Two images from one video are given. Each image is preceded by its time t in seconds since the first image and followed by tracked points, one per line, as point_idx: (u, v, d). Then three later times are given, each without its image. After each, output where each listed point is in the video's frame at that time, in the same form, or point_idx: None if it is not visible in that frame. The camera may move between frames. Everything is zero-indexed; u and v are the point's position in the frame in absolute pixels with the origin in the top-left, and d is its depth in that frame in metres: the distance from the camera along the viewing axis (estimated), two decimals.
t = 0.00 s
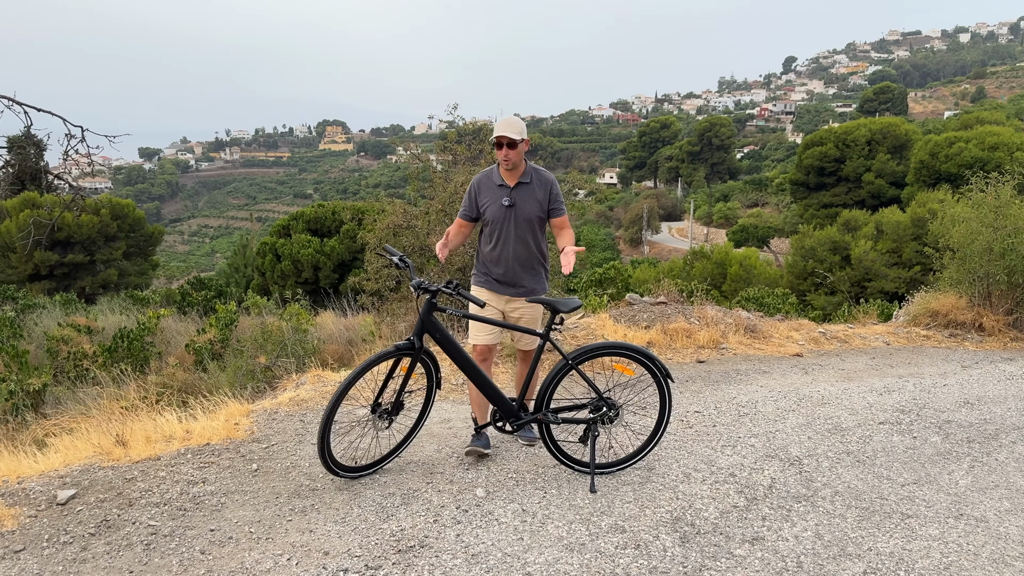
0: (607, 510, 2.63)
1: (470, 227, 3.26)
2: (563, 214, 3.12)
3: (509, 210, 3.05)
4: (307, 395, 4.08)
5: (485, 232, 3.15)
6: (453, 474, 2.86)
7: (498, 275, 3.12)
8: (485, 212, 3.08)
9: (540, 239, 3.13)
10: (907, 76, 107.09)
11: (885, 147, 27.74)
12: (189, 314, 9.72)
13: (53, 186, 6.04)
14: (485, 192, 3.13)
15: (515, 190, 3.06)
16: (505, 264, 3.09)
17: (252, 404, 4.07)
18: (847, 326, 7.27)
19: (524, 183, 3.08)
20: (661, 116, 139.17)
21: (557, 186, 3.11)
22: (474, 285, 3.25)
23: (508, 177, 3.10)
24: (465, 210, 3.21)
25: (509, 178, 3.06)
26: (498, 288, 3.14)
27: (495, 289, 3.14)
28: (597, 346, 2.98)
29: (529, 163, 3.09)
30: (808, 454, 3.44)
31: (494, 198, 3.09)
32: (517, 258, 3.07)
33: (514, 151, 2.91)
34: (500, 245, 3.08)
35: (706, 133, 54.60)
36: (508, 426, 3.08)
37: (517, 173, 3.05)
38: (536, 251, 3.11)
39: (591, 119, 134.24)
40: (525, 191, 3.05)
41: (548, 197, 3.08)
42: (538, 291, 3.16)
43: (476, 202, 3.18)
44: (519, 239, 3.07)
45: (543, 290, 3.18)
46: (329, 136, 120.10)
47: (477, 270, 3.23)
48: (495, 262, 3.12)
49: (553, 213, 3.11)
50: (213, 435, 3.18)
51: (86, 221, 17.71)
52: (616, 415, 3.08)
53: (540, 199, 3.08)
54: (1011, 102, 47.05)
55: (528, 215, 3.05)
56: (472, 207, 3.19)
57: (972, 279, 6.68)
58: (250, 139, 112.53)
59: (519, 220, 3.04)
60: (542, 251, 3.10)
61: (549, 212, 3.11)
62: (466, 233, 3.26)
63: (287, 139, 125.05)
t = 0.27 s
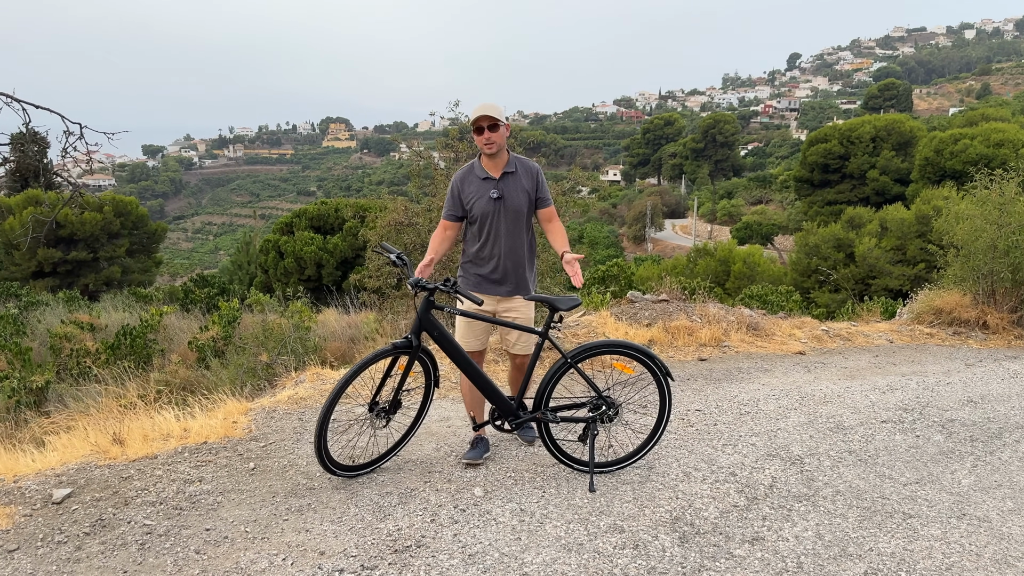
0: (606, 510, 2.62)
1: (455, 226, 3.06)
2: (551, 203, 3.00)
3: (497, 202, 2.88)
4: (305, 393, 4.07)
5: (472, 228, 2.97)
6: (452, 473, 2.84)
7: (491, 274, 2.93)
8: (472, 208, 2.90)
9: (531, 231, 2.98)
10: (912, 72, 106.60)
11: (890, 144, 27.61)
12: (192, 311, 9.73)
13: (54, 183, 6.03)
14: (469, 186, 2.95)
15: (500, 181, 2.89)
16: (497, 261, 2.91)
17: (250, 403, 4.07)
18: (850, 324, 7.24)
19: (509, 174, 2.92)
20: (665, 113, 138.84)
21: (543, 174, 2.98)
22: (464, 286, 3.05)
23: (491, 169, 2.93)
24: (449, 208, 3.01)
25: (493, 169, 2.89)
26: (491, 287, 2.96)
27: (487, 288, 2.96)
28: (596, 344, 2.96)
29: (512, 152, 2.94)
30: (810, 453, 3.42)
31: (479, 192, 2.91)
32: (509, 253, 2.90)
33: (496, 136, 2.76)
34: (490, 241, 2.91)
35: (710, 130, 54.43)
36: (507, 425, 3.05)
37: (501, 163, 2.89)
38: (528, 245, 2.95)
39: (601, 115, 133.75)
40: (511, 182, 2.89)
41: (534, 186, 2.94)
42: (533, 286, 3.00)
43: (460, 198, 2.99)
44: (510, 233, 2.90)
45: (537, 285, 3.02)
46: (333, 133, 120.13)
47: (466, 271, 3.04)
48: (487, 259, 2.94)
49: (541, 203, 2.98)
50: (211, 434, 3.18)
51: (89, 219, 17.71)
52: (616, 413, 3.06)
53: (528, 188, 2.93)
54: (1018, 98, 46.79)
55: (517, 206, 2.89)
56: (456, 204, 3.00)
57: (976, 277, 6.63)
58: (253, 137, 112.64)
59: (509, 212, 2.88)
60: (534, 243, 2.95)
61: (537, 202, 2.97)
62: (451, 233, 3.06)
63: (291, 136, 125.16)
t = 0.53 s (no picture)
0: (608, 510, 2.60)
1: (448, 224, 3.02)
2: (546, 201, 2.98)
3: (493, 200, 2.84)
4: (306, 391, 4.06)
5: (467, 227, 2.93)
6: (453, 473, 2.83)
7: (486, 273, 2.90)
8: (467, 206, 2.86)
9: (527, 230, 2.96)
10: (919, 69, 105.98)
11: (895, 141, 27.47)
12: (196, 309, 9.74)
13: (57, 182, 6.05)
14: (463, 184, 2.90)
15: (496, 179, 2.86)
16: (492, 260, 2.88)
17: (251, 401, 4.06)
18: (854, 322, 7.20)
19: (503, 171, 2.89)
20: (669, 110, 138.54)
21: (538, 171, 2.95)
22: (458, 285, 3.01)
23: (485, 166, 2.89)
24: (443, 207, 2.96)
25: (488, 166, 2.86)
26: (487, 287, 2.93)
27: (483, 288, 2.92)
28: (598, 343, 2.94)
29: (507, 148, 2.90)
30: (814, 452, 3.40)
31: (474, 190, 2.87)
32: (505, 252, 2.87)
33: (492, 133, 2.72)
34: (486, 241, 2.87)
35: (715, 127, 54.26)
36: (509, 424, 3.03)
37: (495, 159, 2.85)
38: (523, 244, 2.92)
39: (605, 113, 133.56)
40: (507, 179, 2.86)
41: (530, 184, 2.92)
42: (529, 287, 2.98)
43: (453, 196, 2.94)
44: (506, 232, 2.87)
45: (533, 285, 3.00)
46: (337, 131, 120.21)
47: (460, 270, 2.99)
48: (482, 259, 2.90)
49: (536, 201, 2.96)
50: (212, 433, 3.18)
51: (94, 216, 17.77)
52: (618, 412, 3.04)
53: (523, 186, 2.90)
54: None
55: (512, 205, 2.86)
56: (450, 202, 2.95)
57: (982, 275, 6.58)
58: (258, 134, 112.99)
59: (505, 210, 2.85)
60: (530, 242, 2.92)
61: (532, 201, 2.95)
62: (446, 232, 3.01)
63: (295, 134, 125.41)
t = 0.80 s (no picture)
0: (612, 510, 2.58)
1: (453, 222, 2.99)
2: (552, 202, 2.96)
3: (497, 200, 2.82)
4: (310, 390, 4.06)
5: (472, 226, 2.90)
6: (456, 473, 2.82)
7: (490, 274, 2.87)
8: (472, 205, 2.84)
9: (532, 230, 2.94)
10: (925, 66, 105.35)
11: (902, 138, 27.32)
12: (201, 307, 9.76)
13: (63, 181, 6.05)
14: (468, 182, 2.88)
15: (501, 178, 2.84)
16: (496, 261, 2.85)
17: (254, 400, 4.06)
18: (860, 320, 7.16)
19: (509, 171, 2.86)
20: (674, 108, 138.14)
21: (544, 171, 2.93)
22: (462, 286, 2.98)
23: (491, 165, 2.87)
24: (448, 206, 2.95)
25: (494, 164, 2.83)
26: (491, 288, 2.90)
27: (487, 289, 2.89)
28: (602, 342, 2.92)
29: (513, 147, 2.88)
30: (819, 452, 3.38)
31: (479, 188, 2.85)
32: (509, 253, 2.85)
33: (498, 130, 2.70)
34: (490, 240, 2.85)
35: (720, 125, 54.09)
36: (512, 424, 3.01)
37: (501, 158, 2.83)
38: (528, 245, 2.90)
39: (609, 111, 133.30)
40: (512, 179, 2.84)
41: (536, 184, 2.90)
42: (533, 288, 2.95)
43: (458, 195, 2.92)
44: (510, 231, 2.84)
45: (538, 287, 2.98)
46: (341, 130, 120.31)
47: (464, 270, 2.97)
48: (485, 259, 2.87)
49: (541, 202, 2.94)
50: (215, 432, 3.18)
51: (99, 215, 17.85)
52: (622, 412, 3.02)
53: (529, 186, 2.88)
54: None
55: (517, 204, 2.84)
56: (455, 201, 2.93)
57: (990, 273, 6.53)
58: (263, 133, 113.36)
59: (510, 210, 2.82)
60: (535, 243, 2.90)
61: (538, 201, 2.93)
62: (450, 232, 2.99)
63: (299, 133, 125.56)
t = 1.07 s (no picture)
0: (615, 509, 2.57)
1: (461, 220, 2.98)
2: (562, 203, 2.93)
3: (506, 199, 2.80)
4: (313, 389, 4.06)
5: (479, 225, 2.89)
6: (459, 472, 2.81)
7: (496, 274, 2.86)
8: (480, 203, 2.82)
9: (540, 231, 2.91)
10: (932, 63, 104.77)
11: (908, 136, 27.17)
12: (206, 306, 9.77)
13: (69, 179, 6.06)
14: (477, 180, 2.86)
15: (510, 177, 2.81)
16: (503, 261, 2.84)
17: (257, 398, 4.06)
18: (866, 319, 7.13)
19: (519, 170, 2.84)
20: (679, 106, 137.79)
21: (555, 172, 2.90)
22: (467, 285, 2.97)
23: (501, 163, 2.85)
24: (457, 204, 2.94)
25: (503, 163, 2.81)
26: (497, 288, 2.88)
27: (492, 289, 2.88)
28: (605, 340, 2.91)
29: (525, 146, 2.86)
30: (824, 451, 3.36)
31: (487, 187, 2.83)
32: (516, 253, 2.83)
33: (508, 128, 2.68)
34: (497, 239, 2.83)
35: (725, 123, 53.93)
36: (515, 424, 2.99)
37: (511, 157, 2.80)
38: (535, 246, 2.88)
39: (614, 109, 133.05)
40: (522, 178, 2.81)
41: (546, 184, 2.87)
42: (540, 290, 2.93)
43: (467, 193, 2.91)
44: (518, 231, 2.82)
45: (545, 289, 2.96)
46: (345, 129, 120.45)
47: (471, 269, 2.96)
48: (492, 259, 2.86)
49: (551, 203, 2.91)
50: (218, 430, 3.18)
51: (104, 214, 17.93)
52: (626, 411, 3.01)
53: (538, 186, 2.86)
54: None
55: (526, 204, 2.82)
56: (464, 199, 2.92)
57: (997, 271, 6.49)
58: (268, 131, 113.72)
59: (518, 209, 2.80)
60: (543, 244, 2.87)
61: (547, 202, 2.90)
62: (459, 230, 2.98)
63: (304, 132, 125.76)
